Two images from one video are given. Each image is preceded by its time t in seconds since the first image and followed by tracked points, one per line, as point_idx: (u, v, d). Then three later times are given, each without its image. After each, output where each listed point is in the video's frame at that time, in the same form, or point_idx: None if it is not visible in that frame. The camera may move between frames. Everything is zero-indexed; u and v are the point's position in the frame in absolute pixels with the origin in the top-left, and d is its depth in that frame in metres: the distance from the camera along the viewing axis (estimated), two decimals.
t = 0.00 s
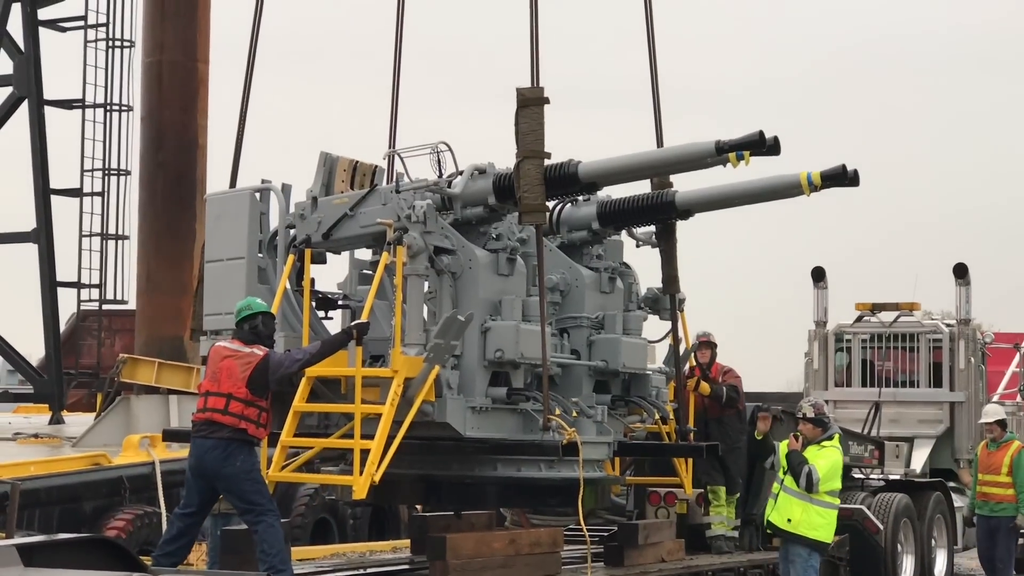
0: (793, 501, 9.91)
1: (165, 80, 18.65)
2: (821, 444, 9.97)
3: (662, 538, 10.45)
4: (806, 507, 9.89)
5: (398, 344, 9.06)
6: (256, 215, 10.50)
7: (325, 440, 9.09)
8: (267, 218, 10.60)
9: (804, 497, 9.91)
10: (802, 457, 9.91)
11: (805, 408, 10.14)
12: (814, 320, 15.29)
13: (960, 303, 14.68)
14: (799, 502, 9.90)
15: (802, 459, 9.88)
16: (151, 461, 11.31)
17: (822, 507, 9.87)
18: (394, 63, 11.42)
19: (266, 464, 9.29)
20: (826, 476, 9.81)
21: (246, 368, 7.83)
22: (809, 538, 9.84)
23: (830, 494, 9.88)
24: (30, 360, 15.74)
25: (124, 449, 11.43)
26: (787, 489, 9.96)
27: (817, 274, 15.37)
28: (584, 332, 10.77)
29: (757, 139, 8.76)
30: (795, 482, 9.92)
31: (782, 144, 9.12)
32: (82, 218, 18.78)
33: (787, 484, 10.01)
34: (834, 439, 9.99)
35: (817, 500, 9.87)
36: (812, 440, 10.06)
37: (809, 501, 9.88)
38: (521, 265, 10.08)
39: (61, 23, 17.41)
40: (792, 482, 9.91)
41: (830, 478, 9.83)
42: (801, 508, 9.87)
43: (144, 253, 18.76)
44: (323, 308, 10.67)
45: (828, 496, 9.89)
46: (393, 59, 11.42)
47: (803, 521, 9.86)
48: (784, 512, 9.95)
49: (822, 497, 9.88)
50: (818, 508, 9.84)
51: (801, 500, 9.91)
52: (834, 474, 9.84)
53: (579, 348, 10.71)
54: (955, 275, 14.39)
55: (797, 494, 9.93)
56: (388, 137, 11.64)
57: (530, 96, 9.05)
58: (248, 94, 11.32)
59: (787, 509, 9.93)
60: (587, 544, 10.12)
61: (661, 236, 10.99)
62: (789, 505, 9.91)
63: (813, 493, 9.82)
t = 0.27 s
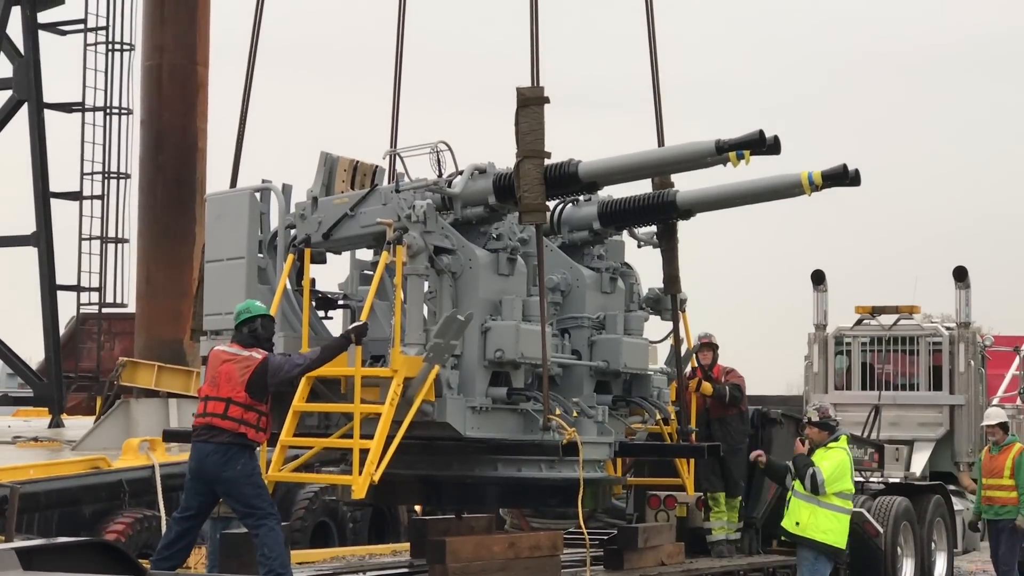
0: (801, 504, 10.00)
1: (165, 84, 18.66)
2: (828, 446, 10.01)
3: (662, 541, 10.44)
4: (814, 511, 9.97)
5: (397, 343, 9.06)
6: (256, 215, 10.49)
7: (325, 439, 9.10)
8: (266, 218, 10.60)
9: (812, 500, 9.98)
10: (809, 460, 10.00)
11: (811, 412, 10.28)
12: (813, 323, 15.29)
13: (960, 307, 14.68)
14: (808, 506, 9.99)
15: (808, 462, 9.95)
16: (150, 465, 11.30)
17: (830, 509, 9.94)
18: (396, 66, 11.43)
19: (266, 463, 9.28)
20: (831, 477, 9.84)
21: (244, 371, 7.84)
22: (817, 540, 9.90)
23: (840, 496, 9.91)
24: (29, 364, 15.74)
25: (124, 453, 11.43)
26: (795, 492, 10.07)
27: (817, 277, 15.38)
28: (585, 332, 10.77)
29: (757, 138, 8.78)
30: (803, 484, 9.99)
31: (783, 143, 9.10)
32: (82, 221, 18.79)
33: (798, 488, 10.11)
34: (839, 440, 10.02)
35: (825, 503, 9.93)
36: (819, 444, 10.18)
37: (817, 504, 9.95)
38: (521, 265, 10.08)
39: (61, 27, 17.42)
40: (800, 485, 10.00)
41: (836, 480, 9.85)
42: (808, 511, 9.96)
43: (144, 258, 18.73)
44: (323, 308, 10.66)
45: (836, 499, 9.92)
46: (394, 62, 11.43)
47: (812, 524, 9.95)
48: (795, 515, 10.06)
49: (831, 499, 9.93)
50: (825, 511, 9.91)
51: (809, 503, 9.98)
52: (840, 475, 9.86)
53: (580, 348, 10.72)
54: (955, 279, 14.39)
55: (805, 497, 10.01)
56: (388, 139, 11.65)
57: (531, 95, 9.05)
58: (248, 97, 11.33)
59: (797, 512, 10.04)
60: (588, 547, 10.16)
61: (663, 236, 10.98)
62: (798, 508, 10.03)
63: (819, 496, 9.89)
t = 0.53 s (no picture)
0: (813, 509, 10.01)
1: (161, 88, 18.65)
2: (835, 449, 10.01)
3: (659, 546, 10.45)
4: (827, 514, 9.97)
5: (393, 344, 9.10)
6: (253, 216, 10.49)
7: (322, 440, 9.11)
8: (264, 219, 10.59)
9: (823, 504, 10.00)
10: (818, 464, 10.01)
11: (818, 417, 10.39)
12: (810, 326, 15.30)
13: (957, 310, 14.68)
14: (819, 510, 10.00)
15: (816, 467, 9.96)
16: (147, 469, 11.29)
17: (842, 511, 9.95)
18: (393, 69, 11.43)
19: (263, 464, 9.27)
20: (841, 479, 9.85)
21: (234, 379, 7.82)
22: (833, 544, 9.89)
23: (855, 498, 9.93)
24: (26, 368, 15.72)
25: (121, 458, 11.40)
26: (808, 498, 10.08)
27: (813, 281, 15.38)
28: (583, 333, 10.77)
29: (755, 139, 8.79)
30: (813, 490, 10.01)
31: (779, 143, 9.31)
32: (79, 226, 18.77)
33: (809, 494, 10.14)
34: (845, 442, 10.04)
35: (837, 506, 9.94)
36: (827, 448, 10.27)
37: (829, 507, 9.97)
38: (519, 266, 10.09)
39: (57, 31, 17.41)
40: (811, 490, 10.01)
41: (847, 482, 9.86)
42: (820, 515, 9.97)
43: (141, 262, 18.66)
44: (321, 308, 10.67)
45: (848, 501, 9.94)
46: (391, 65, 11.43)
47: (826, 528, 9.94)
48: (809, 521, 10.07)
49: (843, 502, 9.94)
50: (838, 514, 9.92)
51: (821, 507, 10.00)
52: (850, 476, 9.86)
53: (578, 349, 10.74)
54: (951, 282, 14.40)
55: (817, 502, 10.02)
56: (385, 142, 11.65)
57: (527, 96, 9.08)
58: (245, 101, 11.32)
59: (809, 517, 10.05)
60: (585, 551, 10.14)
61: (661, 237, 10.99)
62: (810, 514, 10.04)
63: (831, 498, 9.90)
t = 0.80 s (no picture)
0: (821, 514, 10.04)
1: (157, 93, 18.65)
2: (840, 453, 10.02)
3: (656, 550, 10.41)
4: (834, 519, 10.02)
5: (390, 345, 9.11)
6: (250, 217, 10.49)
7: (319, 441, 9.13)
8: (260, 221, 10.59)
9: (830, 508, 10.03)
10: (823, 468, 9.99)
11: (823, 418, 10.20)
12: (806, 331, 15.30)
13: (952, 314, 14.69)
14: (827, 514, 10.04)
15: (823, 471, 9.92)
16: (143, 475, 11.27)
17: (849, 516, 9.98)
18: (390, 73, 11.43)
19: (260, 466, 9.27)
20: (850, 484, 9.87)
21: (231, 387, 7.81)
22: (843, 548, 9.91)
23: (860, 502, 9.96)
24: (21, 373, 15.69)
25: (117, 463, 11.37)
26: (815, 503, 10.11)
27: (809, 285, 15.39)
28: (581, 335, 10.78)
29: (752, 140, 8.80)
30: (820, 495, 10.05)
31: (776, 145, 9.31)
32: (75, 231, 18.75)
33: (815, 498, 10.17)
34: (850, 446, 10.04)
35: (844, 510, 9.98)
36: (831, 451, 10.11)
37: (836, 512, 10.01)
38: (516, 267, 10.11)
39: (53, 36, 17.41)
40: (818, 495, 10.04)
41: (855, 487, 9.89)
42: (829, 520, 10.00)
43: (136, 268, 18.60)
44: (319, 310, 10.68)
45: (855, 505, 9.97)
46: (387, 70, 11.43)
47: (834, 533, 9.98)
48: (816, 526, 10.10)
49: (850, 506, 9.97)
50: (846, 518, 9.96)
51: (828, 512, 10.03)
52: (858, 481, 9.89)
53: (576, 352, 10.75)
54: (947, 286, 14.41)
55: (824, 506, 10.06)
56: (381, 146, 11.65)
57: (525, 97, 9.09)
58: (241, 105, 11.32)
59: (816, 522, 10.08)
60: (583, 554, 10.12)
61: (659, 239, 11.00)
62: (817, 519, 10.07)
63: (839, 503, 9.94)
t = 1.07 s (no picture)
0: (831, 525, 9.92)
1: (155, 99, 18.64)
2: (849, 462, 9.89)
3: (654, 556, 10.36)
4: (844, 529, 9.89)
5: (389, 348, 9.11)
6: (249, 220, 10.51)
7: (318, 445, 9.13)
8: (260, 224, 10.61)
9: (840, 519, 9.91)
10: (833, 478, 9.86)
11: (832, 426, 10.11)
12: (805, 336, 15.30)
13: (950, 319, 14.68)
14: (837, 525, 9.91)
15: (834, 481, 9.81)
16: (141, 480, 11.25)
17: (859, 526, 9.87)
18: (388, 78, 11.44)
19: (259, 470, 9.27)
20: (861, 494, 9.76)
21: (228, 394, 7.80)
22: (854, 559, 9.81)
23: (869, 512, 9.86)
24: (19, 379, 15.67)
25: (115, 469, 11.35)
26: (823, 513, 9.97)
27: (808, 290, 15.39)
28: (581, 339, 10.79)
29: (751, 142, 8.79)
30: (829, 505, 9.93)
31: (776, 147, 9.29)
32: (73, 237, 18.74)
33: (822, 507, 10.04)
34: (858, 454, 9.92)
35: (854, 520, 9.87)
36: (839, 459, 9.98)
37: (846, 522, 9.89)
38: (516, 271, 10.11)
39: (51, 42, 17.41)
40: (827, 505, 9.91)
41: (865, 496, 9.78)
42: (839, 531, 9.89)
43: (135, 273, 18.59)
44: (319, 314, 10.68)
45: (864, 514, 9.87)
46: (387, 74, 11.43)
47: (845, 544, 9.86)
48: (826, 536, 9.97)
49: (859, 515, 9.87)
50: (857, 528, 9.85)
51: (838, 522, 9.91)
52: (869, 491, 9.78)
53: (576, 355, 10.75)
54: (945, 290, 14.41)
55: (833, 517, 9.93)
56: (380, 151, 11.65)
57: (524, 100, 9.08)
58: (240, 111, 11.32)
59: (826, 532, 9.96)
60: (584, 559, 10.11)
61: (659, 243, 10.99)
62: (827, 529, 9.94)
63: (849, 513, 9.82)
